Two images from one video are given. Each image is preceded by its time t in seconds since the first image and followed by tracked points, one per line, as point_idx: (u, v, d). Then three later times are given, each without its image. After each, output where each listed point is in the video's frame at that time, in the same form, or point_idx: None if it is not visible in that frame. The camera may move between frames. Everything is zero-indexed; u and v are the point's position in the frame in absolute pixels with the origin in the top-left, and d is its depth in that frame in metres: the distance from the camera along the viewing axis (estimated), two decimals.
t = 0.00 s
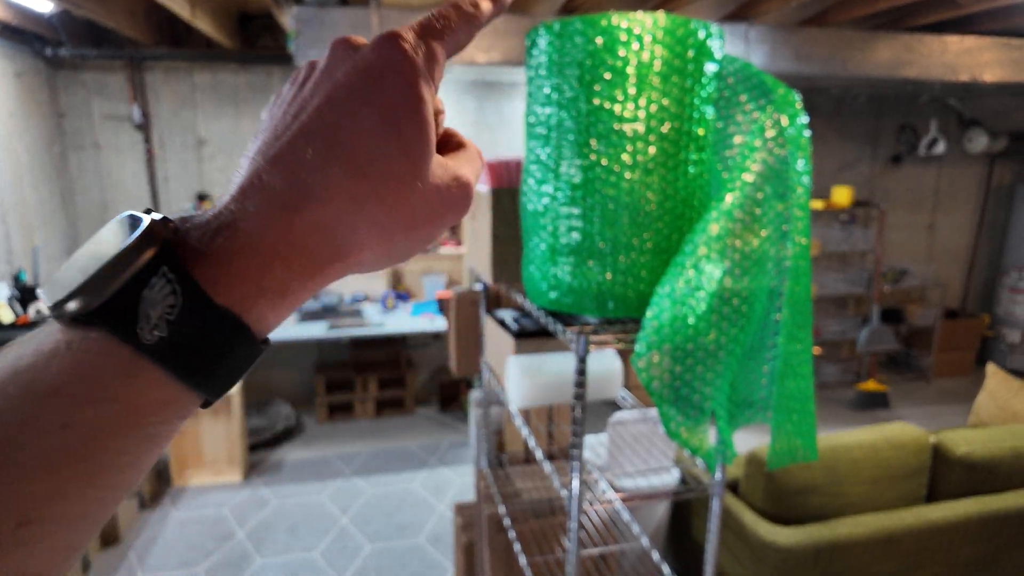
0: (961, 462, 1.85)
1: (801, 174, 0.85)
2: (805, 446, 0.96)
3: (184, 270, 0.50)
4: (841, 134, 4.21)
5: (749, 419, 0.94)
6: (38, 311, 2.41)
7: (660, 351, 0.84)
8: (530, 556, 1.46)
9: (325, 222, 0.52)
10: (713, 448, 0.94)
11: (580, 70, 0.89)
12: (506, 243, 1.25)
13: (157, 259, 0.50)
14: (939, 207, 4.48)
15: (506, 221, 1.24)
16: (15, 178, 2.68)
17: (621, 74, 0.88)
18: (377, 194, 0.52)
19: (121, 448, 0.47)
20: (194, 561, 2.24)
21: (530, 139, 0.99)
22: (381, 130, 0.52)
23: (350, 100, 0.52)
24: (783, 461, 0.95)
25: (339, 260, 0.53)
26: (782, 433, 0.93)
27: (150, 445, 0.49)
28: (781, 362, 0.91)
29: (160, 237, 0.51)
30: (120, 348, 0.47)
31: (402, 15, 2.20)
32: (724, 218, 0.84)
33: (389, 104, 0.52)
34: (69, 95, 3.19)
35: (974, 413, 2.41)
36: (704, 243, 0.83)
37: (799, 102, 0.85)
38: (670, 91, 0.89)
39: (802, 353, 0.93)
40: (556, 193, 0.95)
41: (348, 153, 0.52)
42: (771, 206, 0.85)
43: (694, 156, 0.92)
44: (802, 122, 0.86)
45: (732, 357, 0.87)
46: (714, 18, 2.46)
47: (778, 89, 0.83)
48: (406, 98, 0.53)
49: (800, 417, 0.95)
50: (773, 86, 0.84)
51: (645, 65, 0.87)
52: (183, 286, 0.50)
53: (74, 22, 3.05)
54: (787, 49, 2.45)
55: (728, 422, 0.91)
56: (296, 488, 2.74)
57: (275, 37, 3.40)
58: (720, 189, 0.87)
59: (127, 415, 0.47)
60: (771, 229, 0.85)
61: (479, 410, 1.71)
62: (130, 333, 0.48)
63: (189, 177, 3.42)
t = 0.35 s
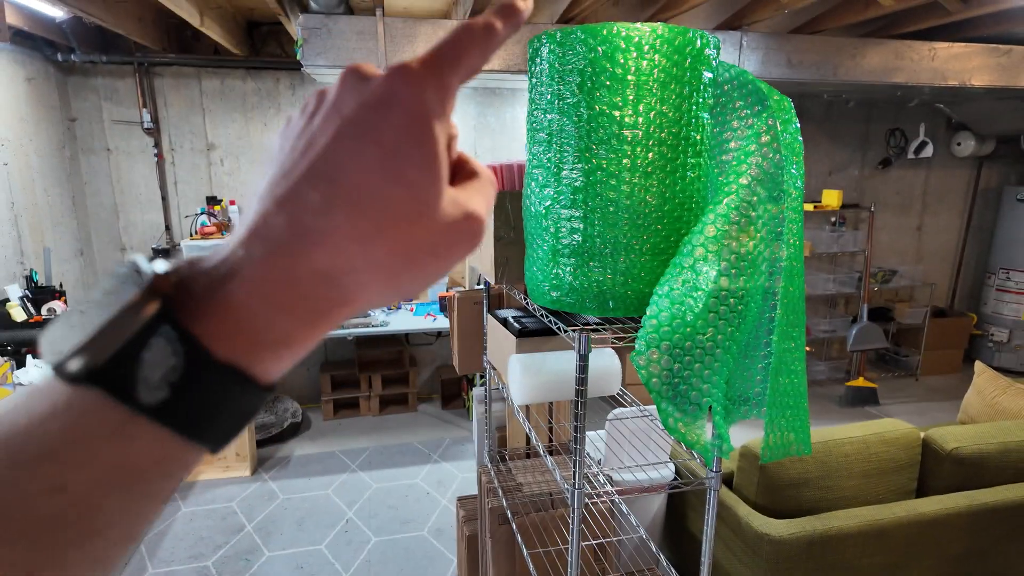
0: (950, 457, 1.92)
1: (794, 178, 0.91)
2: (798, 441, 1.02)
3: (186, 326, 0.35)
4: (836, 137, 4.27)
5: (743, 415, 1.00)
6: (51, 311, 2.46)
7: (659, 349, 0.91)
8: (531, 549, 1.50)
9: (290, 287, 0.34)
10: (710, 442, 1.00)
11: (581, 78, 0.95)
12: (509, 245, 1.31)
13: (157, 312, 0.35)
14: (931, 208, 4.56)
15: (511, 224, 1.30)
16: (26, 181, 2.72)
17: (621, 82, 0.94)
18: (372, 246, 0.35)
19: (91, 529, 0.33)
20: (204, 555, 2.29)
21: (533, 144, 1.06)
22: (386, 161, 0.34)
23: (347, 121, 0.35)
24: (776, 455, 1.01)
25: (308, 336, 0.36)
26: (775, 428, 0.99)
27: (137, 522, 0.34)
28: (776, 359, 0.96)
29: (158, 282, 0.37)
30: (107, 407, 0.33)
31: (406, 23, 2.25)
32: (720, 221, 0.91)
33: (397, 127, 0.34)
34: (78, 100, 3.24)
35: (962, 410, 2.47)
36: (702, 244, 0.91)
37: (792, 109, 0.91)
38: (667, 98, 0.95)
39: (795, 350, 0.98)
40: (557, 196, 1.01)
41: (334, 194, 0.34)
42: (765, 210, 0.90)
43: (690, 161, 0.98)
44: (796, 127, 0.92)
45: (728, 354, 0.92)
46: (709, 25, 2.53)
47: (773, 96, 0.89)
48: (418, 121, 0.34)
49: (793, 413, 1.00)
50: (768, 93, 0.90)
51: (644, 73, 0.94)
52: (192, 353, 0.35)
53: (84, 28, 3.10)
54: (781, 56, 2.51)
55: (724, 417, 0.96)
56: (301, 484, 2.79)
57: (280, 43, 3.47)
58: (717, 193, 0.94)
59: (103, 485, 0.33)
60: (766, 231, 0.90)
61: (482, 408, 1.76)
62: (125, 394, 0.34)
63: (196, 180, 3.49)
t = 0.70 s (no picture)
0: (953, 458, 1.90)
1: (798, 177, 0.90)
2: (801, 442, 1.00)
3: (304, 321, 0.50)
4: (836, 137, 4.26)
5: (746, 416, 0.98)
6: (46, 312, 2.44)
7: (661, 350, 0.89)
8: (533, 552, 1.49)
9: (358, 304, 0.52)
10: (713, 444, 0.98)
11: (582, 76, 0.93)
12: (510, 245, 1.29)
13: (286, 309, 0.49)
14: (932, 208, 4.54)
15: (512, 224, 1.28)
16: (22, 180, 2.70)
17: (623, 80, 0.92)
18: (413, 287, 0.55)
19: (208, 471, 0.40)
20: (201, 558, 2.27)
21: (534, 143, 1.04)
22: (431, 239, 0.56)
23: (408, 214, 0.57)
24: (778, 456, 0.99)
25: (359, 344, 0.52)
26: (778, 429, 0.97)
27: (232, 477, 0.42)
28: (779, 360, 0.95)
29: (286, 289, 0.50)
30: (241, 371, 0.45)
31: (405, 21, 2.24)
32: (723, 220, 0.88)
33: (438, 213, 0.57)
34: (74, 99, 3.22)
35: (965, 410, 2.46)
36: (704, 244, 0.88)
37: (796, 108, 0.90)
38: (669, 97, 0.93)
39: (799, 351, 0.97)
40: (559, 195, 0.99)
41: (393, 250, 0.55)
42: (769, 208, 0.89)
43: (693, 160, 0.96)
44: (800, 126, 0.90)
45: (730, 355, 0.90)
46: (710, 24, 2.51)
47: (775, 95, 0.88)
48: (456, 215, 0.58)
49: (796, 414, 0.99)
50: (770, 92, 0.89)
51: (647, 71, 0.92)
52: (307, 339, 0.49)
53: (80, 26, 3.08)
54: (782, 54, 2.50)
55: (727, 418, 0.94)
56: (299, 486, 2.77)
57: (277, 41, 3.45)
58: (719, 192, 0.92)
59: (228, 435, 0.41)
60: (769, 231, 0.89)
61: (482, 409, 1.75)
62: (258, 365, 0.45)
63: (193, 180, 3.46)
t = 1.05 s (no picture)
0: (959, 459, 1.86)
1: (805, 173, 0.86)
2: (807, 443, 0.96)
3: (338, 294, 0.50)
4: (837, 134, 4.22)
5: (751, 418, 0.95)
6: (37, 312, 2.40)
7: (666, 350, 0.85)
8: (534, 556, 1.47)
9: (391, 282, 0.56)
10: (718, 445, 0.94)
11: (585, 69, 0.89)
12: (509, 242, 1.26)
13: (319, 282, 0.49)
14: (934, 206, 4.51)
15: (512, 220, 1.25)
16: (12, 178, 2.66)
17: (627, 74, 0.88)
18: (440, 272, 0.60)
19: (232, 448, 0.40)
20: (195, 562, 2.23)
21: (535, 139, 1.00)
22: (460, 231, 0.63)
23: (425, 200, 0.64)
24: (784, 458, 0.96)
25: (390, 323, 0.54)
26: (783, 431, 0.94)
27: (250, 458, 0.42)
28: (785, 360, 0.91)
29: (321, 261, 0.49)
30: (274, 348, 0.46)
31: (401, 14, 2.20)
32: (729, 217, 0.84)
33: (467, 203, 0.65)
34: (65, 95, 3.18)
35: (971, 411, 2.42)
36: (709, 242, 0.84)
37: (803, 102, 0.86)
38: (674, 91, 0.89)
39: (806, 351, 0.93)
40: (561, 192, 0.96)
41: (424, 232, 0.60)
42: (775, 205, 0.86)
43: (698, 155, 0.92)
44: (807, 121, 0.87)
45: (736, 355, 0.87)
46: (712, 18, 2.48)
47: (782, 89, 0.85)
48: (480, 207, 0.65)
49: (801, 416, 0.94)
50: (776, 87, 0.86)
51: (651, 64, 0.87)
52: (344, 313, 0.50)
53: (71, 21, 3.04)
54: (785, 49, 2.46)
55: (732, 420, 0.91)
56: (295, 489, 2.73)
57: (271, 36, 3.40)
58: (724, 189, 0.88)
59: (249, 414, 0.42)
60: (775, 228, 0.86)
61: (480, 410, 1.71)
62: (291, 344, 0.46)
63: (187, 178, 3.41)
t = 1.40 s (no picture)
0: (948, 457, 1.88)
1: (790, 173, 0.87)
2: (793, 441, 0.97)
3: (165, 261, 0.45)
4: (830, 134, 4.25)
5: (737, 415, 0.97)
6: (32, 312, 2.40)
7: (653, 348, 0.87)
8: (524, 553, 1.44)
9: (284, 224, 0.47)
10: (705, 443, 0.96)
11: (573, 70, 0.91)
12: (499, 242, 1.27)
13: (140, 249, 0.43)
14: (926, 206, 4.54)
15: (501, 220, 1.26)
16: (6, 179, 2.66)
17: (615, 74, 0.89)
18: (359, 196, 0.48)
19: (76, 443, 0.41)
20: (190, 561, 2.24)
21: (524, 139, 1.01)
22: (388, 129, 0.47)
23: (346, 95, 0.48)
24: (769, 454, 0.97)
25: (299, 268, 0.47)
26: (769, 428, 0.95)
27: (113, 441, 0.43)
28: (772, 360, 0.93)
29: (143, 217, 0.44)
30: (91, 343, 0.42)
31: (395, 16, 2.21)
32: (715, 217, 0.86)
33: (400, 90, 0.47)
34: (61, 96, 3.18)
35: (959, 409, 2.45)
36: (696, 241, 0.86)
37: (789, 103, 0.87)
38: (661, 91, 0.91)
39: (793, 350, 0.94)
40: (549, 192, 0.97)
41: (338, 143, 0.47)
42: (761, 205, 0.88)
43: (685, 155, 0.95)
44: (793, 122, 0.88)
45: (723, 354, 0.89)
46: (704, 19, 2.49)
47: (768, 90, 0.85)
48: (421, 91, 0.47)
49: (790, 413, 0.96)
50: (764, 87, 0.86)
51: (638, 65, 0.89)
52: (174, 287, 0.44)
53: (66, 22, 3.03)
54: (776, 50, 2.48)
55: (719, 417, 0.93)
56: (290, 488, 2.74)
57: (267, 37, 3.41)
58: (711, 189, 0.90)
59: (85, 411, 0.41)
60: (761, 227, 0.88)
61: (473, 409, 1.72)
62: (107, 333, 0.42)
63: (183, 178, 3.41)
